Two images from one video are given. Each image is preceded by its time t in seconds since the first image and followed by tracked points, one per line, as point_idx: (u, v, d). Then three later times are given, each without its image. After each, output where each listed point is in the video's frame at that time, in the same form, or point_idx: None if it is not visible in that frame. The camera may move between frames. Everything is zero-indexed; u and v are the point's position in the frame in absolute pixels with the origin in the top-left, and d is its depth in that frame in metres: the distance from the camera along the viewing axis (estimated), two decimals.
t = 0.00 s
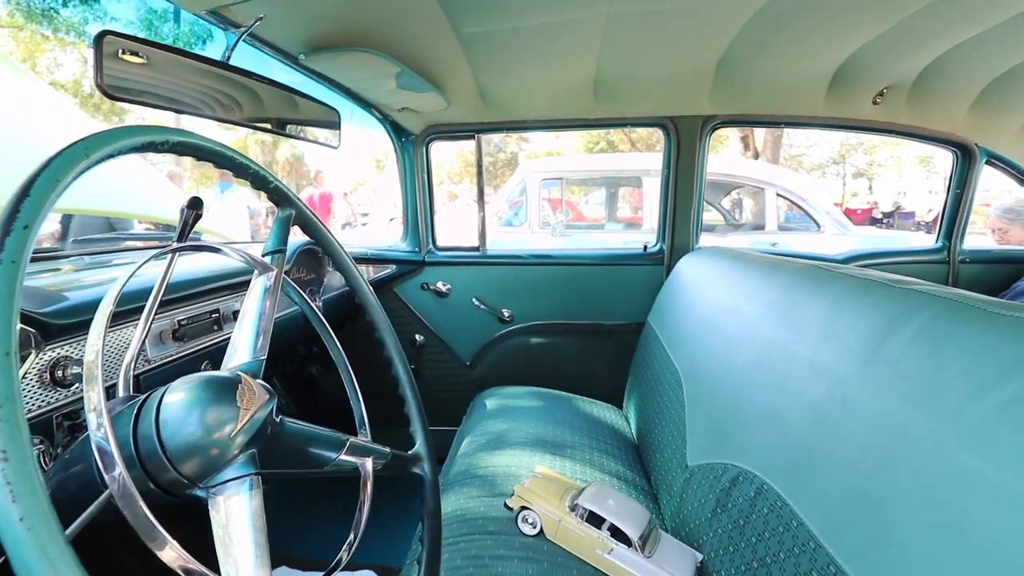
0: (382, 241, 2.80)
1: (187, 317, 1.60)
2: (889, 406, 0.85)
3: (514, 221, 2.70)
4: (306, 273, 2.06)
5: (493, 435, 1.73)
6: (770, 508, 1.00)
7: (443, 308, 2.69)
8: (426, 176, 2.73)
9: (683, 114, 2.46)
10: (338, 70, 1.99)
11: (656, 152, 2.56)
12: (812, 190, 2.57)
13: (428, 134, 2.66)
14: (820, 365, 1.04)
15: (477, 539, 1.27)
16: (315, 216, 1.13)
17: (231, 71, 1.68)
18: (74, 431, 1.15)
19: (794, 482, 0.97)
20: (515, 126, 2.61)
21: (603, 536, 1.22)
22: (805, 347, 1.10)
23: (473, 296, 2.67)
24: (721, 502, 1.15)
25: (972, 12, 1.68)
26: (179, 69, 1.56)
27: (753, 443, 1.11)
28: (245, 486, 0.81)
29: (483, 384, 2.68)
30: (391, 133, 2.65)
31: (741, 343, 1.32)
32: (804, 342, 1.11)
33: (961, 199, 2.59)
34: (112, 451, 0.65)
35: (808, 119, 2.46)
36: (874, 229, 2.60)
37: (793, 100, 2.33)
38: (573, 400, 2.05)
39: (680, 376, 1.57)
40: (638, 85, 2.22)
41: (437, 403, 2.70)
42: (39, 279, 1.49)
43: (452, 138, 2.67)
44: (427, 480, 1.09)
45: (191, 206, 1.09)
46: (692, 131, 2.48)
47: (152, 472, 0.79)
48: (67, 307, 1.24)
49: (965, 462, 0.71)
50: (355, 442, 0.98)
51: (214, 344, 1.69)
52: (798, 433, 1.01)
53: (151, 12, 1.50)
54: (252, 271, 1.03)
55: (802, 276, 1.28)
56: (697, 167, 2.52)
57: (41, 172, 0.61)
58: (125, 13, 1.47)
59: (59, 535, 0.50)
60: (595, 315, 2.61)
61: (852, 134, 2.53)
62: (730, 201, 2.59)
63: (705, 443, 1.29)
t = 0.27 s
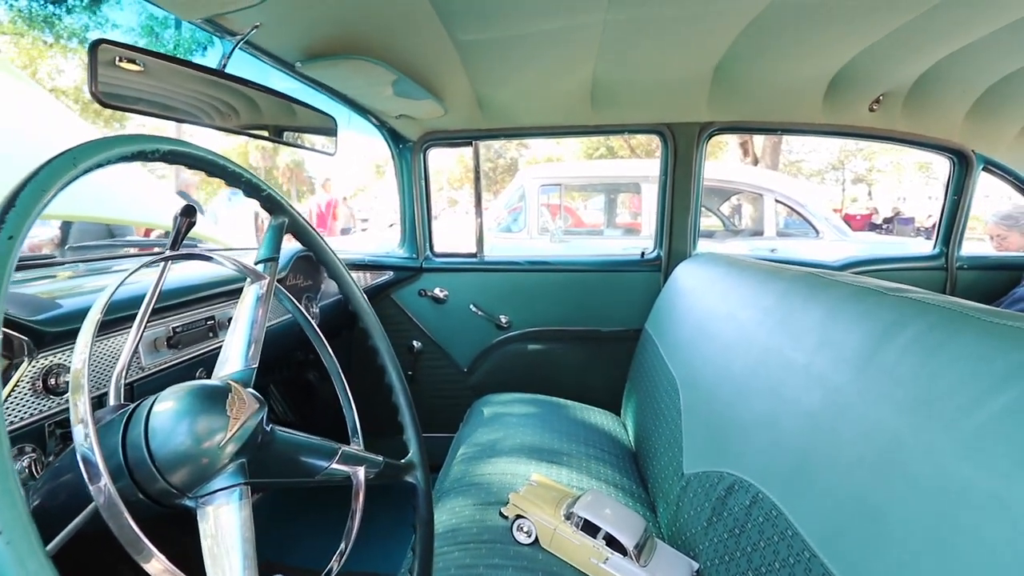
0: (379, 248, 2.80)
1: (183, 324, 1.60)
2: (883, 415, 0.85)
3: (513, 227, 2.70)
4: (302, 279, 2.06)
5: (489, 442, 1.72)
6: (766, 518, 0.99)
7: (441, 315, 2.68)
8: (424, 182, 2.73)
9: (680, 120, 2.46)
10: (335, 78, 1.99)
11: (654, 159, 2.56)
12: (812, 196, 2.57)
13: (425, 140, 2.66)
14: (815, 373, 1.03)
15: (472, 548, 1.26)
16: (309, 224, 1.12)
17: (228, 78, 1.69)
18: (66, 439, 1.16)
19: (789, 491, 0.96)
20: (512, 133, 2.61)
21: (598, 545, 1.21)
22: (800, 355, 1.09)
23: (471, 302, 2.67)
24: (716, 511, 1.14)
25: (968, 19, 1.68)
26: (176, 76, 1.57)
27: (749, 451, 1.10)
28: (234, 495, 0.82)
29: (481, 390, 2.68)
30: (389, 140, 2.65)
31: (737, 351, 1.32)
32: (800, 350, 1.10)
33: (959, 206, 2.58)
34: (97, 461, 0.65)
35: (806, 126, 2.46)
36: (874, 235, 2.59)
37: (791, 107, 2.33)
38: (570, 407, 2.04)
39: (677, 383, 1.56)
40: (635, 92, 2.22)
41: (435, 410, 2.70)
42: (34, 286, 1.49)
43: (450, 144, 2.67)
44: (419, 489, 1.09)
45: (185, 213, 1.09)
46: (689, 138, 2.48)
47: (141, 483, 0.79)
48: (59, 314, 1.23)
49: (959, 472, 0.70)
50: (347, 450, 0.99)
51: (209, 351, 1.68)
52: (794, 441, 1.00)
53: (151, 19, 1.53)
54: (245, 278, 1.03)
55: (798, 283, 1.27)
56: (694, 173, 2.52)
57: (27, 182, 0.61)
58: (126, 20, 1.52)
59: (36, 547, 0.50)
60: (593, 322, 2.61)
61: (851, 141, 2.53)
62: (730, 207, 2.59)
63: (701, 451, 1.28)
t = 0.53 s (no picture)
0: (376, 250, 2.79)
1: (175, 327, 1.59)
2: (881, 419, 0.83)
3: (511, 229, 2.69)
4: (297, 281, 2.06)
5: (485, 447, 1.71)
6: (762, 524, 0.97)
7: (439, 317, 2.67)
8: (421, 184, 2.72)
9: (678, 121, 2.44)
10: (330, 79, 1.98)
11: (652, 161, 2.55)
12: (812, 197, 2.56)
13: (421, 142, 2.65)
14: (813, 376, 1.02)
15: (465, 554, 1.25)
16: (299, 226, 1.11)
17: (221, 79, 1.68)
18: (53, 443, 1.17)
19: (786, 497, 0.94)
20: (510, 134, 2.60)
21: (593, 551, 1.19)
22: (798, 359, 1.08)
23: (468, 304, 2.65)
24: (713, 517, 1.12)
25: (967, 19, 1.66)
26: (168, 77, 1.56)
27: (746, 456, 1.09)
28: (219, 504, 0.81)
29: (478, 393, 2.66)
30: (386, 141, 2.64)
31: (734, 353, 1.30)
32: (797, 353, 1.09)
33: (958, 207, 2.57)
34: (72, 471, 0.64)
35: (804, 127, 2.44)
36: (873, 236, 2.59)
37: (789, 108, 2.31)
38: (567, 411, 2.02)
39: (674, 386, 1.55)
40: (632, 92, 2.21)
41: (432, 412, 2.68)
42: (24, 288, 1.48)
43: (447, 145, 2.65)
44: (411, 495, 1.09)
45: (173, 215, 1.08)
46: (687, 139, 2.47)
47: (123, 490, 0.78)
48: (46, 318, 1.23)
49: (958, 480, 0.69)
50: (336, 456, 0.98)
51: (200, 355, 1.67)
52: (791, 447, 0.98)
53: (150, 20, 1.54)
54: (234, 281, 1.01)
55: (795, 285, 1.26)
56: (693, 175, 2.50)
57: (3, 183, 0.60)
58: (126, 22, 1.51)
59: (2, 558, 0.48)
60: (591, 324, 2.59)
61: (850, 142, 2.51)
62: (729, 209, 2.58)
63: (698, 455, 1.27)
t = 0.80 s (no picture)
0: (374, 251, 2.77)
1: (170, 329, 1.57)
2: (888, 427, 0.81)
3: (511, 229, 2.67)
4: (295, 283, 2.06)
5: (483, 451, 1.69)
6: (765, 533, 0.95)
7: (437, 319, 2.65)
8: (419, 184, 2.70)
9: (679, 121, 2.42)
10: (327, 79, 1.96)
11: (654, 160, 2.53)
12: (813, 197, 2.53)
13: (419, 142, 2.63)
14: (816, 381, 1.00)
15: (462, 560, 1.23)
16: (291, 227, 1.09)
17: (217, 79, 1.66)
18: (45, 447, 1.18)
19: (789, 504, 0.92)
20: (509, 134, 2.58)
21: (593, 558, 1.15)
22: (800, 363, 1.06)
23: (467, 306, 2.63)
24: (714, 524, 1.10)
25: (971, 18, 1.64)
26: (163, 78, 1.54)
27: (748, 462, 1.07)
28: (207, 512, 0.80)
29: (478, 395, 2.64)
30: (384, 142, 2.62)
31: (735, 356, 1.28)
32: (799, 357, 1.07)
33: (963, 208, 2.55)
34: (50, 481, 0.62)
35: (806, 126, 2.42)
36: (876, 236, 2.57)
37: (791, 108, 2.29)
38: (567, 414, 2.00)
39: (674, 389, 1.53)
40: (632, 92, 2.19)
41: (431, 414, 2.65)
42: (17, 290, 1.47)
43: (446, 146, 2.63)
44: (406, 500, 1.07)
45: (164, 217, 1.07)
46: (689, 139, 2.45)
47: (110, 499, 0.76)
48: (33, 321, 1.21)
49: (967, 490, 0.67)
50: (329, 462, 0.96)
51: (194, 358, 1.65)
52: (794, 454, 0.96)
53: (151, 21, 1.51)
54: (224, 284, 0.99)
55: (797, 287, 1.24)
56: (694, 174, 2.48)
57: None
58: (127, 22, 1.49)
59: None
60: (591, 326, 2.57)
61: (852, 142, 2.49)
62: (731, 209, 2.55)
63: (698, 460, 1.25)
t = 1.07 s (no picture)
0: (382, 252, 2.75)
1: (180, 330, 1.56)
2: (913, 436, 0.78)
3: (520, 231, 2.65)
4: (303, 283, 2.08)
5: (491, 454, 1.67)
6: (783, 543, 0.93)
7: (446, 320, 2.63)
8: (428, 185, 2.69)
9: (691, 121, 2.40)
10: (336, 79, 1.95)
11: (665, 161, 2.50)
12: (828, 197, 2.51)
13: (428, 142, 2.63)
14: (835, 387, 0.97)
15: (471, 566, 1.21)
16: (299, 228, 1.07)
17: (227, 79, 1.66)
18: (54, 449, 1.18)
19: (808, 514, 0.90)
20: (518, 134, 2.57)
21: (603, 565, 1.13)
22: (819, 368, 1.03)
23: (476, 307, 2.61)
24: (729, 533, 1.08)
25: (991, 15, 1.61)
26: (172, 78, 1.54)
27: (764, 469, 1.04)
28: (213, 517, 0.78)
29: (486, 397, 2.62)
30: (393, 142, 2.61)
31: (750, 360, 1.26)
32: (818, 363, 1.04)
33: (984, 208, 2.51)
34: (51, 486, 0.61)
35: (819, 125, 2.39)
36: (892, 238, 2.53)
37: (805, 107, 2.26)
38: (577, 417, 1.98)
39: (687, 393, 1.51)
40: (643, 91, 2.17)
41: (440, 416, 2.64)
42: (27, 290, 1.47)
43: (455, 146, 2.62)
44: (414, 505, 1.05)
45: (172, 218, 1.06)
46: (701, 139, 2.42)
47: (115, 503, 0.75)
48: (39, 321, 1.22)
49: (997, 504, 0.64)
50: (336, 466, 0.95)
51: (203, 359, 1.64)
52: (812, 462, 0.93)
53: (164, 24, 1.51)
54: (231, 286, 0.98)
55: (814, 291, 1.21)
56: (706, 175, 2.46)
57: None
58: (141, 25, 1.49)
59: None
60: (601, 328, 2.54)
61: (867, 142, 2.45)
62: (743, 210, 2.52)
63: (712, 467, 1.22)
